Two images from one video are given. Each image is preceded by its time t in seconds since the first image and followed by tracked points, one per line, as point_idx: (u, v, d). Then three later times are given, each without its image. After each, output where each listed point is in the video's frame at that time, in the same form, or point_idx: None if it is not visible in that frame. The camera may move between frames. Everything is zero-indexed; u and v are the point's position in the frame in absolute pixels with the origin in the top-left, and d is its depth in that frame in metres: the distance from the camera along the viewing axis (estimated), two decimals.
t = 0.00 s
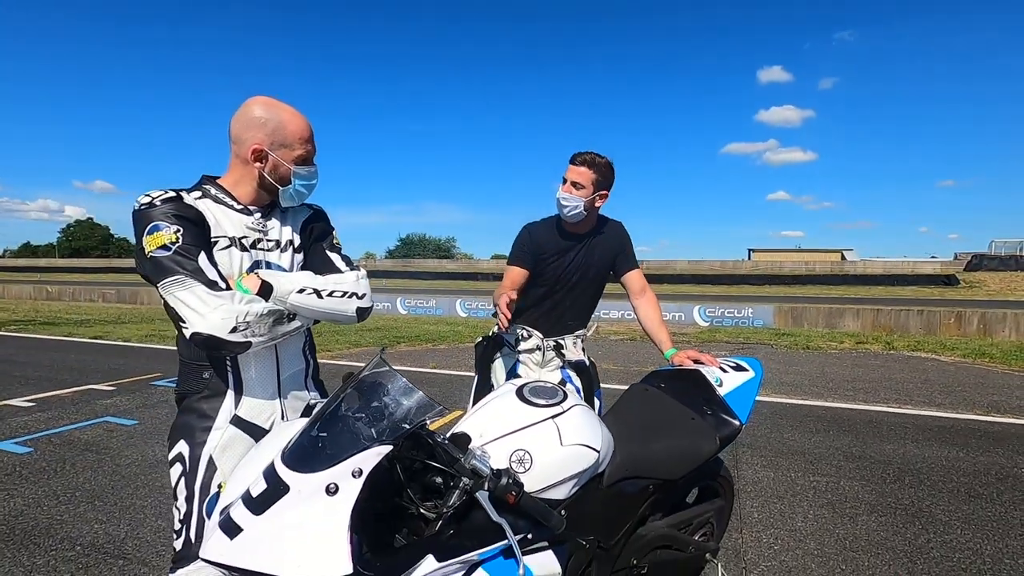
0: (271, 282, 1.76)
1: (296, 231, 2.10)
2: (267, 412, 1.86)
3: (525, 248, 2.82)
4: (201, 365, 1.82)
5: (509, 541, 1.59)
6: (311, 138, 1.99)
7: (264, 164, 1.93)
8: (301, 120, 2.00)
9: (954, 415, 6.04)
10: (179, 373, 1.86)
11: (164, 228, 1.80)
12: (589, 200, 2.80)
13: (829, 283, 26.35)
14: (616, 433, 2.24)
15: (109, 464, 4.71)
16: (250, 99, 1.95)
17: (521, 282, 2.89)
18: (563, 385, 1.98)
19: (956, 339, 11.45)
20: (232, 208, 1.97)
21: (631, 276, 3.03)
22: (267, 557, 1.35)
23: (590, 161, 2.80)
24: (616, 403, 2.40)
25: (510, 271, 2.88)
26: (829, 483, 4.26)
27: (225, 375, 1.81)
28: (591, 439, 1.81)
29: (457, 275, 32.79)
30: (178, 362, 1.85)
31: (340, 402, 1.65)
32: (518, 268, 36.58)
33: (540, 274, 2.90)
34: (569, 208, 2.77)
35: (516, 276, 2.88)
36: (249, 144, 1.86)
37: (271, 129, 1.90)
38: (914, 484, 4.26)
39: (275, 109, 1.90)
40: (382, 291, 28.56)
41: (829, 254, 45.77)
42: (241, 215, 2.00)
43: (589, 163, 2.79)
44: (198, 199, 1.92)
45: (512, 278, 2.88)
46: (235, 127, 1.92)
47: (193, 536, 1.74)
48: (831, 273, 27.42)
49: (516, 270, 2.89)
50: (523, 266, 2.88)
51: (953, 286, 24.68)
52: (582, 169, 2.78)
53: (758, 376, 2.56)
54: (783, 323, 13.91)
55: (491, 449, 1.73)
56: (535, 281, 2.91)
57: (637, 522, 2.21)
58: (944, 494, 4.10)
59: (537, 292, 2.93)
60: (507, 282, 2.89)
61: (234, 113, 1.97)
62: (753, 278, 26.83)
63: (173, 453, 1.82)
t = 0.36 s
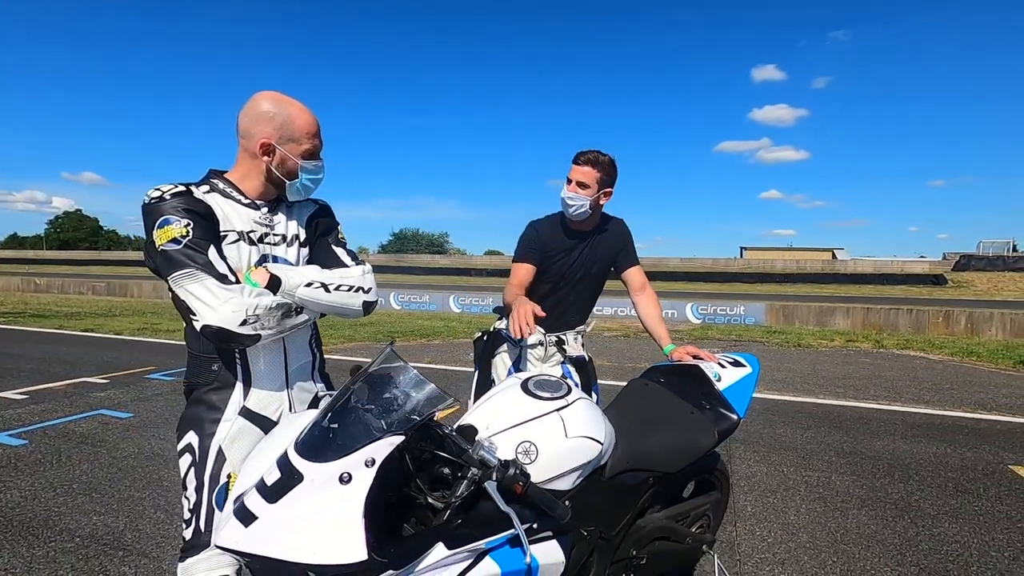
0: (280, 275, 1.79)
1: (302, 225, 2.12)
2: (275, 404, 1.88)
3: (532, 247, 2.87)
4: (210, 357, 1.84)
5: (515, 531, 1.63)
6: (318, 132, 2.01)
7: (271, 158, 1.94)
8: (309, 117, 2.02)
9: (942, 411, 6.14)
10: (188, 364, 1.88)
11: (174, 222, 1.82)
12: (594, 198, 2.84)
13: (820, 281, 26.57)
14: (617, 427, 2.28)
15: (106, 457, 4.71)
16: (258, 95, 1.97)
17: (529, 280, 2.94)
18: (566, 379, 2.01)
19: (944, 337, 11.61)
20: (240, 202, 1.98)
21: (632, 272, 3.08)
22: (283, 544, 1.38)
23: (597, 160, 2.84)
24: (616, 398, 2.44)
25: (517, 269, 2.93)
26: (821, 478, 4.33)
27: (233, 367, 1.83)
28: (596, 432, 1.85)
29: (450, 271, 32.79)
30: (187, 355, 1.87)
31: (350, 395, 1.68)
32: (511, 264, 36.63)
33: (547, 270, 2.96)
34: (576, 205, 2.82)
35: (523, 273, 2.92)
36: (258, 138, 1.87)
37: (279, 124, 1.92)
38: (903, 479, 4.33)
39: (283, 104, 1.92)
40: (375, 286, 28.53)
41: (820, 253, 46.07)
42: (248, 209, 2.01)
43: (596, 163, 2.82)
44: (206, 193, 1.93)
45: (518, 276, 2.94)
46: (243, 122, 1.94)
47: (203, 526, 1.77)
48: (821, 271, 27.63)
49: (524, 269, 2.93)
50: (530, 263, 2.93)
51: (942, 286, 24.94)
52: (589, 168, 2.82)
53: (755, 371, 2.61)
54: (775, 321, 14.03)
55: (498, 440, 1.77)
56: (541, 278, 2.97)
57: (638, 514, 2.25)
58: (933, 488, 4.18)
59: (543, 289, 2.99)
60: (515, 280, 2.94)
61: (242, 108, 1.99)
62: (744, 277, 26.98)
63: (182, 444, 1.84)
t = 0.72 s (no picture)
0: (290, 272, 1.78)
1: (309, 221, 2.11)
2: (286, 401, 1.87)
3: (543, 247, 2.89)
4: (220, 353, 1.83)
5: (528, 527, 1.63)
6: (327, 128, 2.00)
7: (280, 153, 1.93)
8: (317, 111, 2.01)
9: (938, 410, 6.18)
10: (197, 361, 1.87)
11: (183, 218, 1.80)
12: (602, 198, 2.87)
13: (813, 282, 26.70)
14: (626, 424, 2.28)
15: (104, 457, 4.68)
16: (265, 89, 1.95)
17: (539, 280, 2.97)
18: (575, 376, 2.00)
19: (938, 337, 11.68)
20: (248, 198, 1.97)
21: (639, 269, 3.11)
22: (300, 541, 1.39)
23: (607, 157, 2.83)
24: (623, 395, 2.44)
25: (529, 268, 2.95)
26: (821, 476, 4.34)
27: (243, 364, 1.82)
28: (607, 428, 1.85)
29: (444, 271, 32.77)
30: (197, 352, 1.85)
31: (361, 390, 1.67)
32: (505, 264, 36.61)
33: (556, 269, 3.00)
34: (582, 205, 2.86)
35: (534, 273, 2.94)
36: (266, 133, 1.86)
37: (287, 119, 1.91)
38: (903, 476, 4.35)
39: (291, 99, 1.91)
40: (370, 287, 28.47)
41: (813, 253, 46.27)
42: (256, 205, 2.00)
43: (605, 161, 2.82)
44: (214, 190, 1.92)
45: (528, 274, 2.96)
46: (250, 116, 1.92)
47: (213, 524, 1.77)
48: (815, 272, 27.75)
49: (534, 267, 2.96)
50: (541, 262, 2.96)
51: (934, 285, 25.10)
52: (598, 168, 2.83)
53: (761, 368, 2.61)
54: (770, 321, 14.07)
55: (510, 436, 1.76)
56: (551, 276, 3.01)
57: (645, 510, 2.25)
58: (932, 485, 4.20)
59: (552, 287, 3.04)
60: (525, 279, 2.95)
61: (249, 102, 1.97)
62: (739, 277, 27.07)
63: (192, 441, 1.83)
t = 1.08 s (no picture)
0: (298, 265, 1.74)
1: (317, 213, 2.08)
2: (292, 396, 1.84)
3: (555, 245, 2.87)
4: (225, 347, 1.80)
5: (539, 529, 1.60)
6: (336, 119, 1.97)
7: (287, 143, 1.90)
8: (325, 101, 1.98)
9: (943, 413, 6.14)
10: (202, 354, 1.84)
11: (190, 208, 1.77)
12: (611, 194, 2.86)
13: (815, 284, 26.67)
14: (635, 423, 2.24)
15: (105, 451, 4.65)
16: (273, 78, 1.92)
17: (551, 278, 2.94)
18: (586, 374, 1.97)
19: (940, 340, 11.63)
20: (255, 189, 1.93)
21: (649, 267, 3.10)
22: (307, 539, 1.36)
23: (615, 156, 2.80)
24: (632, 394, 2.41)
25: (540, 267, 2.93)
26: (826, 478, 4.31)
27: (249, 357, 1.79)
28: (618, 427, 1.82)
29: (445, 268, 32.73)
30: (202, 346, 1.82)
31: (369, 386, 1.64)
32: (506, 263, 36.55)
33: (569, 266, 2.98)
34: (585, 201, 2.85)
35: (546, 270, 2.92)
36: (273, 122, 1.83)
37: (295, 108, 1.88)
38: (908, 480, 4.32)
39: (299, 88, 1.88)
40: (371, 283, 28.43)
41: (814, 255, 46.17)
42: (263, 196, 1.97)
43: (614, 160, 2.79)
44: (221, 180, 1.89)
45: (539, 273, 2.94)
46: (257, 106, 1.90)
47: (217, 520, 1.74)
48: (816, 274, 27.69)
49: (546, 266, 2.93)
50: (552, 259, 2.94)
51: (936, 289, 25.05)
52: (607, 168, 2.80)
53: (772, 368, 2.58)
54: (772, 323, 14.04)
55: (520, 434, 1.73)
56: (564, 274, 2.99)
57: (654, 511, 2.22)
58: (938, 490, 4.17)
59: (565, 285, 3.02)
60: (539, 278, 2.93)
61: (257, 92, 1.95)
62: (740, 279, 27.05)
63: (196, 435, 1.80)
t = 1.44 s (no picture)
0: (289, 258, 1.71)
1: (308, 207, 2.04)
2: (284, 392, 1.80)
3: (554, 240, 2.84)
4: (215, 342, 1.76)
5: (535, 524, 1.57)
6: (327, 108, 1.93)
7: (277, 134, 1.86)
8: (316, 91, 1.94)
9: (938, 410, 6.14)
10: (192, 350, 1.80)
11: (177, 199, 1.74)
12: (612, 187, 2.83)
13: (809, 283, 26.72)
14: (633, 419, 2.22)
15: (97, 452, 4.60)
16: (263, 67, 1.89)
17: (549, 275, 2.91)
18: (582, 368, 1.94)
19: (934, 338, 11.66)
20: (245, 181, 1.90)
21: (648, 262, 3.09)
22: (298, 536, 1.32)
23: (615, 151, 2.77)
24: (630, 390, 2.38)
25: (539, 263, 2.90)
26: (823, 475, 4.29)
27: (239, 352, 1.75)
28: (615, 421, 1.79)
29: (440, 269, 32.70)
30: (191, 341, 1.79)
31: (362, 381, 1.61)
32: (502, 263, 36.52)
33: (568, 262, 2.96)
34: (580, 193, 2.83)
35: (544, 267, 2.89)
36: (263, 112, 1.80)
37: (285, 98, 1.84)
38: (905, 476, 4.31)
39: (289, 77, 1.85)
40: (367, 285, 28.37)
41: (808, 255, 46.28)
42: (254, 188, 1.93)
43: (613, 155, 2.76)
44: (210, 171, 1.85)
45: (537, 268, 2.91)
46: (246, 96, 1.86)
47: (206, 519, 1.71)
48: (811, 273, 27.75)
49: (545, 262, 2.91)
50: (550, 255, 2.91)
51: (930, 288, 25.13)
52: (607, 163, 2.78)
53: (769, 363, 2.57)
54: (767, 322, 14.04)
55: (516, 429, 1.70)
56: (562, 270, 2.96)
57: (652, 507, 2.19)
58: (935, 486, 4.15)
59: (563, 281, 2.99)
60: (535, 274, 2.90)
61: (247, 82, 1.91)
62: (735, 278, 27.10)
63: (185, 433, 1.76)
